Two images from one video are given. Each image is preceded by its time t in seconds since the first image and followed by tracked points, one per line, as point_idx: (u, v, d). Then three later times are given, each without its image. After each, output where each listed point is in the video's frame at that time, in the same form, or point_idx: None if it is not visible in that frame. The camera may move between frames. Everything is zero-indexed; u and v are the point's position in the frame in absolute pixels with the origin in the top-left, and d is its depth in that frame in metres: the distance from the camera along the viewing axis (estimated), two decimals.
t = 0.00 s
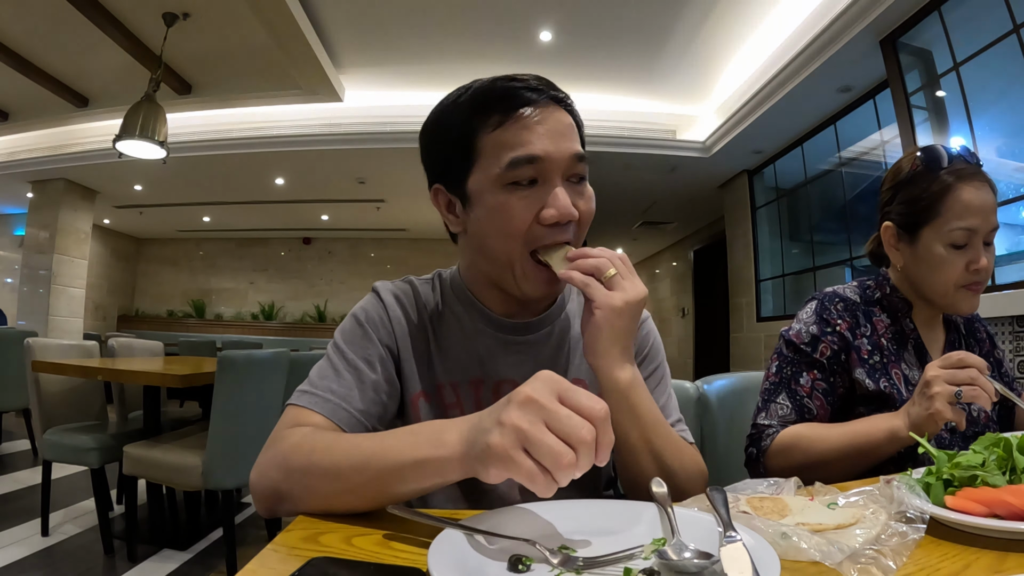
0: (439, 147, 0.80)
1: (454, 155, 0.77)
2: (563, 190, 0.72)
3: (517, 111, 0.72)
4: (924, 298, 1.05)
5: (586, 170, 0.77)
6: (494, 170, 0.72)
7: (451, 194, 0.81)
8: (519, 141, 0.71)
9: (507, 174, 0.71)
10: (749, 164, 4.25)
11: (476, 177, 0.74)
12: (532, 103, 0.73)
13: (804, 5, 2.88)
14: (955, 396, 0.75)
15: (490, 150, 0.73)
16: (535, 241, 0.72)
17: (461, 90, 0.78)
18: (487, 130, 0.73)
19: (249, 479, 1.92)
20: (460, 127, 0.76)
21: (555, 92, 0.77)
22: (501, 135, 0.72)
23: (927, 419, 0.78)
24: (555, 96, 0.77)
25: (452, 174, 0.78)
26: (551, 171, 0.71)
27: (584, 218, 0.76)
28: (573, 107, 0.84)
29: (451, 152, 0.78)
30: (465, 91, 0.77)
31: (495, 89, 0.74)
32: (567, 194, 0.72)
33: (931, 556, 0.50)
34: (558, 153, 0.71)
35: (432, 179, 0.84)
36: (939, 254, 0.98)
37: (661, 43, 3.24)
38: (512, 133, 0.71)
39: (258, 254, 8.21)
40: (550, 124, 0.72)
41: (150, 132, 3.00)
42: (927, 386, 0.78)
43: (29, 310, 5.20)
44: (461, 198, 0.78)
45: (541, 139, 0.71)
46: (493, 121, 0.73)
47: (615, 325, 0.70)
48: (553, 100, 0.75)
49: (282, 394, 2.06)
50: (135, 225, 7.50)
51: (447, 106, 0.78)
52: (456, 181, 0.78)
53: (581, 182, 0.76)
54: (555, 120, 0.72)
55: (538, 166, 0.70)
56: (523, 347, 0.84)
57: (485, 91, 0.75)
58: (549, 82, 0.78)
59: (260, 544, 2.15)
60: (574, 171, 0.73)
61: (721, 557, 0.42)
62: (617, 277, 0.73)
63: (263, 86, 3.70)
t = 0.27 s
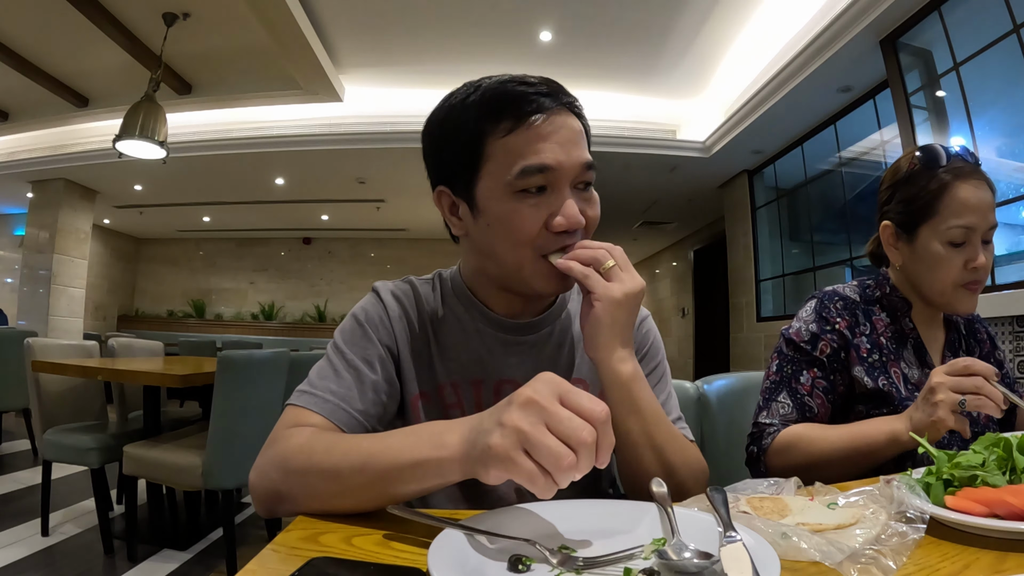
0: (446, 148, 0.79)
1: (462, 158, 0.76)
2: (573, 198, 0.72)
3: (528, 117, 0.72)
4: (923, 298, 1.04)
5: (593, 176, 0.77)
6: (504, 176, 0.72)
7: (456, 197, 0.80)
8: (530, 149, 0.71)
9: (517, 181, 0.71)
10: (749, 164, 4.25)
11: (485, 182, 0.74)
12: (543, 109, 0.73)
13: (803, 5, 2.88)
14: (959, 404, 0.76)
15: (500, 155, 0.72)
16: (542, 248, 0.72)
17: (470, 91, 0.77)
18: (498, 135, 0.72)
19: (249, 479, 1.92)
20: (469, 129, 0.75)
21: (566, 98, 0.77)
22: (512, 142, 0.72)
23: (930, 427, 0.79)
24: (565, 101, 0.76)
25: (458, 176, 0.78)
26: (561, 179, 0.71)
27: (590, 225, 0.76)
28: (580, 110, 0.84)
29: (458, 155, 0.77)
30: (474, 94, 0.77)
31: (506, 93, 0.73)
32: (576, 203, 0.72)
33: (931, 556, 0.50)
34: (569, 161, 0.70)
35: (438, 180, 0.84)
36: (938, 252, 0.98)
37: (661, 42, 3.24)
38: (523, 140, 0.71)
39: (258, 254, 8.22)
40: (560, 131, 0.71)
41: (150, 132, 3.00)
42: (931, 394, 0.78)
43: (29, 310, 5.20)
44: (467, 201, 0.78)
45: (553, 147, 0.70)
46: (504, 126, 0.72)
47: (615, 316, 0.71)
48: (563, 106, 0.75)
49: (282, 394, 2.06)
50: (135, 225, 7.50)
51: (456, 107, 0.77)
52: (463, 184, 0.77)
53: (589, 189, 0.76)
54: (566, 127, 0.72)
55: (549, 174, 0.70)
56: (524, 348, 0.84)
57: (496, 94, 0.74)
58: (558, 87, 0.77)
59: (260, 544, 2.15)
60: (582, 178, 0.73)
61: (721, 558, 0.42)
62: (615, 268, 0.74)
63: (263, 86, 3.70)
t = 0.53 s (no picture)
0: (448, 146, 0.79)
1: (464, 156, 0.77)
2: (574, 199, 0.72)
3: (531, 117, 0.72)
4: (922, 298, 1.05)
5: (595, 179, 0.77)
6: (506, 175, 0.72)
7: (457, 194, 0.80)
8: (532, 150, 0.71)
9: (518, 181, 0.71)
10: (749, 163, 4.25)
11: (486, 180, 0.74)
12: (546, 110, 0.73)
13: (804, 4, 2.88)
14: (970, 413, 0.76)
15: (502, 154, 0.72)
16: (542, 249, 0.72)
17: (474, 90, 0.77)
18: (501, 135, 0.73)
19: (249, 480, 1.92)
20: (472, 128, 0.75)
21: (569, 99, 0.77)
22: (514, 141, 0.72)
23: (938, 433, 0.78)
24: (568, 103, 0.76)
25: (460, 174, 0.78)
26: (563, 180, 0.71)
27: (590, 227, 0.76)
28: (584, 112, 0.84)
29: (460, 153, 0.77)
30: (478, 92, 0.77)
31: (509, 93, 0.74)
32: (577, 204, 0.71)
33: (931, 557, 0.50)
34: (572, 163, 0.71)
35: (439, 177, 0.84)
36: (937, 251, 0.98)
37: (661, 42, 3.24)
38: (526, 140, 0.71)
39: (258, 254, 8.22)
40: (563, 133, 0.71)
41: (150, 132, 3.00)
42: (944, 403, 0.77)
43: (29, 310, 5.19)
44: (468, 199, 0.78)
45: (555, 148, 0.71)
46: (507, 126, 0.72)
47: (621, 313, 0.71)
48: (566, 108, 0.75)
49: (281, 394, 2.06)
50: (135, 225, 7.50)
51: (459, 105, 0.77)
52: (464, 182, 0.77)
53: (590, 191, 0.76)
54: (568, 128, 0.72)
55: (551, 175, 0.70)
56: (523, 348, 0.84)
57: (500, 94, 0.74)
58: (562, 88, 0.77)
59: (260, 544, 2.15)
60: (583, 180, 0.73)
61: (721, 558, 0.42)
62: (621, 265, 0.75)
63: (263, 86, 3.70)
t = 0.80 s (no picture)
0: (446, 144, 0.80)
1: (461, 152, 0.77)
2: (569, 192, 0.72)
3: (526, 112, 0.72)
4: (922, 298, 1.04)
5: (591, 173, 0.76)
6: (501, 169, 0.72)
7: (455, 192, 0.80)
8: (526, 142, 0.71)
9: (513, 174, 0.70)
10: (749, 164, 4.25)
11: (483, 176, 0.74)
12: (540, 105, 0.73)
13: (803, 5, 2.88)
14: (960, 404, 0.76)
15: (498, 148, 0.72)
16: (538, 242, 0.71)
17: (471, 89, 0.78)
18: (495, 129, 0.73)
19: (249, 480, 1.92)
20: (468, 124, 0.76)
21: (565, 96, 0.77)
22: (509, 136, 0.72)
23: (930, 426, 0.78)
24: (563, 98, 0.76)
25: (457, 171, 0.78)
26: (557, 173, 0.71)
27: (587, 222, 0.75)
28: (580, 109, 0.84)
29: (458, 150, 0.78)
30: (475, 90, 0.77)
31: (505, 89, 0.74)
32: (571, 197, 0.71)
33: (931, 556, 0.50)
34: (566, 155, 0.70)
35: (437, 175, 0.84)
36: (937, 251, 0.98)
37: (661, 42, 3.24)
38: (519, 133, 0.71)
39: (258, 254, 8.22)
40: (557, 126, 0.72)
41: (150, 132, 3.00)
42: (934, 394, 0.77)
43: (29, 310, 5.20)
44: (465, 196, 0.78)
45: (550, 142, 0.71)
46: (503, 121, 0.73)
47: (633, 313, 0.72)
48: (561, 102, 0.75)
49: (282, 394, 2.06)
50: (135, 225, 7.50)
51: (457, 103, 0.78)
52: (461, 178, 0.77)
53: (587, 186, 0.75)
54: (563, 122, 0.72)
55: (546, 168, 0.70)
56: (523, 348, 0.84)
57: (496, 91, 0.75)
58: (558, 84, 0.78)
59: (260, 544, 2.15)
60: (579, 174, 0.73)
61: (721, 558, 0.42)
62: (634, 267, 0.75)
63: (263, 86, 3.70)
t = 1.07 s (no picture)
0: (445, 142, 0.80)
1: (461, 151, 0.77)
2: (569, 190, 0.72)
3: (526, 111, 0.73)
4: (921, 298, 1.04)
5: (591, 173, 0.76)
6: (501, 166, 0.72)
7: (455, 190, 0.80)
8: (526, 140, 0.71)
9: (512, 171, 0.71)
10: (749, 164, 4.25)
11: (482, 174, 0.74)
12: (540, 103, 0.73)
13: (803, 5, 2.88)
14: (951, 394, 0.75)
15: (498, 146, 0.73)
16: (536, 239, 0.71)
17: (472, 88, 0.78)
18: (494, 128, 0.73)
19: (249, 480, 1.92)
20: (468, 123, 0.76)
21: (566, 95, 0.77)
22: (509, 133, 0.72)
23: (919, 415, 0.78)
24: (563, 97, 0.77)
25: (457, 169, 0.78)
26: (556, 171, 0.71)
27: (586, 220, 0.75)
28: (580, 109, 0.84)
29: (458, 148, 0.78)
30: (475, 89, 0.78)
31: (505, 88, 0.74)
32: (571, 194, 0.71)
33: (931, 556, 0.50)
34: (566, 153, 0.71)
35: (437, 173, 0.84)
36: (937, 251, 0.98)
37: (661, 42, 3.24)
38: (519, 132, 0.72)
39: (258, 254, 8.22)
40: (556, 125, 0.72)
41: (150, 132, 3.00)
42: (925, 384, 0.77)
43: (29, 310, 5.19)
44: (465, 194, 0.78)
45: (550, 139, 0.71)
46: (503, 119, 0.73)
47: (621, 301, 0.72)
48: (561, 101, 0.75)
49: (282, 394, 2.06)
50: (135, 225, 7.49)
51: (457, 102, 0.78)
52: (461, 177, 0.78)
53: (586, 184, 0.76)
54: (562, 120, 0.72)
55: (545, 165, 0.70)
56: (523, 347, 0.84)
57: (496, 90, 0.75)
58: (557, 83, 0.78)
59: (260, 544, 2.15)
60: (578, 172, 0.73)
61: (721, 558, 0.42)
62: (614, 258, 0.75)
63: (263, 86, 3.70)
